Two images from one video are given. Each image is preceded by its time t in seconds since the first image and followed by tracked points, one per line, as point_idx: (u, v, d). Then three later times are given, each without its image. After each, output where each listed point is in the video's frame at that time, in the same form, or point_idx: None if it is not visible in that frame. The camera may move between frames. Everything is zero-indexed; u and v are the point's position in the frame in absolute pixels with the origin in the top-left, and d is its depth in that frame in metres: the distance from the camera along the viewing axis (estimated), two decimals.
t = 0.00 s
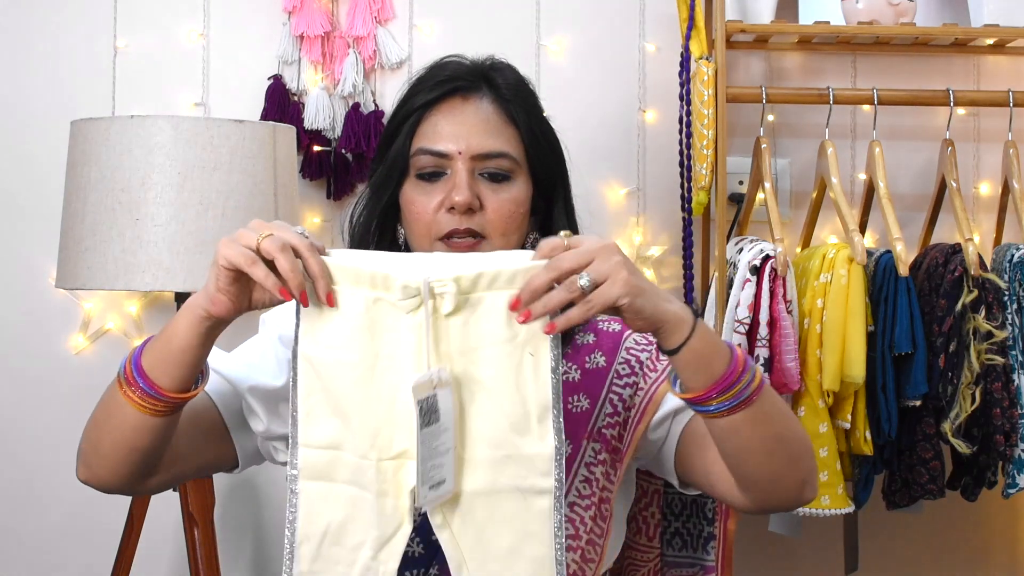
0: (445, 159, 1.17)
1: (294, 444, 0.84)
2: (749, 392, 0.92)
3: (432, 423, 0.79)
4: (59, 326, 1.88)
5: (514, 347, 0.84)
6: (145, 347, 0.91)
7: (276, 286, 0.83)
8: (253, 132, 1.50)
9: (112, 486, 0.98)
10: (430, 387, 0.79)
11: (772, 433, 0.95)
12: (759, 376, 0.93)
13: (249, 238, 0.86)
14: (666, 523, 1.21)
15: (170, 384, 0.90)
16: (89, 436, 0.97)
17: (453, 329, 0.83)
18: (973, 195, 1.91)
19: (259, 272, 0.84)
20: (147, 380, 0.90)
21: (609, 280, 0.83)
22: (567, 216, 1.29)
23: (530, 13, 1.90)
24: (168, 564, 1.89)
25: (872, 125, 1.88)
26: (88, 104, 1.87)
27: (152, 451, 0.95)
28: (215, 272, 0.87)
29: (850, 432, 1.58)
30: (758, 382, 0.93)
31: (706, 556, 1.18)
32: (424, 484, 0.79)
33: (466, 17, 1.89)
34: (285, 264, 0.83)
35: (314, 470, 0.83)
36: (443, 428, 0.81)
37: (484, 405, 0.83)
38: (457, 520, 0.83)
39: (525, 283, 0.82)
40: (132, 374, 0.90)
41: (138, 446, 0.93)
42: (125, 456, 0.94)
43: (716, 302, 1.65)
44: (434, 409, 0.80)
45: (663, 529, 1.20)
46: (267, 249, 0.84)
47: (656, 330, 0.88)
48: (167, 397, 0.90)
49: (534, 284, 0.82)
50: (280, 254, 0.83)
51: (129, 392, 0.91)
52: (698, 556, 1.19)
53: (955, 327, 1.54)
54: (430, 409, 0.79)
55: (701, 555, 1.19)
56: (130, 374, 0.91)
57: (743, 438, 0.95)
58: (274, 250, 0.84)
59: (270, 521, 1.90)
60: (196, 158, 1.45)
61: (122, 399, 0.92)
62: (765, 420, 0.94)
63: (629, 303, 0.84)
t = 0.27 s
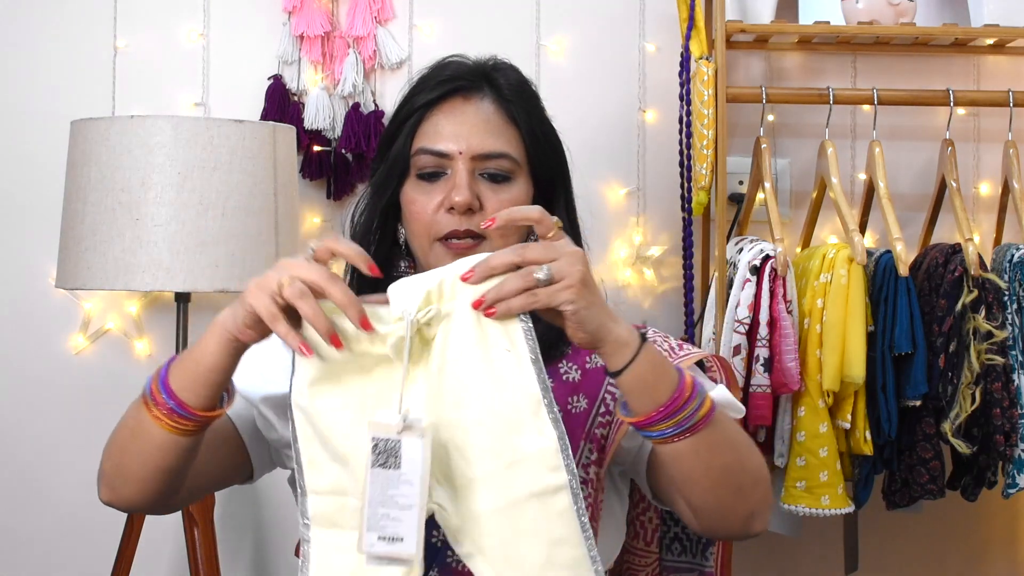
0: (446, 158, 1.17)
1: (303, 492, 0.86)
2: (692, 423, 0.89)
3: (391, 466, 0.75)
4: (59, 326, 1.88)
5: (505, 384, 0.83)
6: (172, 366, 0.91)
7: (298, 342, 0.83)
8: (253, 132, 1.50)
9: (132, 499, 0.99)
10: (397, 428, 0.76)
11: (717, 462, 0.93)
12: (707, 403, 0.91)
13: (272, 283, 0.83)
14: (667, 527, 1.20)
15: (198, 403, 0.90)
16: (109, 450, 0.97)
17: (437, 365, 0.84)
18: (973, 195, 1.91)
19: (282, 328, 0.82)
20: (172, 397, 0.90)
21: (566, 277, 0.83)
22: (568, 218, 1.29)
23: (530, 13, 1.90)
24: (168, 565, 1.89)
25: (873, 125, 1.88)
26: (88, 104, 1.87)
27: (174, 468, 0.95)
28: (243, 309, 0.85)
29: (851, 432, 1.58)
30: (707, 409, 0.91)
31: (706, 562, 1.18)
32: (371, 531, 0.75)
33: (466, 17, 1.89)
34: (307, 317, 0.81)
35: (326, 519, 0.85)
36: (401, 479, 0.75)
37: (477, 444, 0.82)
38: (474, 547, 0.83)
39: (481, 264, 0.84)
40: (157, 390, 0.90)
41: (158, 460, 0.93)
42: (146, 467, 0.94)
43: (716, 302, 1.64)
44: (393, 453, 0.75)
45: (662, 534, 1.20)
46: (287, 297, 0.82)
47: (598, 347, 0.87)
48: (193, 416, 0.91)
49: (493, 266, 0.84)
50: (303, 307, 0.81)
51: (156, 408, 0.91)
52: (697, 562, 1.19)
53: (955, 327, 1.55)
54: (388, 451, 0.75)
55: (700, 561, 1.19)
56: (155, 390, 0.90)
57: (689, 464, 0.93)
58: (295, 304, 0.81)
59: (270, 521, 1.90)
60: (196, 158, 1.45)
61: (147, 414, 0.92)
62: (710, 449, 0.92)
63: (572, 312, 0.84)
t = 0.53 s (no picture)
0: (443, 157, 1.17)
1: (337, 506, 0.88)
2: (674, 475, 0.93)
3: (395, 470, 0.83)
4: (59, 326, 1.88)
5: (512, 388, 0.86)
6: (202, 385, 0.93)
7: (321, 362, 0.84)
8: (253, 132, 1.50)
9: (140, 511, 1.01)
10: (395, 435, 0.83)
11: (698, 514, 0.96)
12: (690, 457, 0.94)
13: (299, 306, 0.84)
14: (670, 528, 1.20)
15: (221, 424, 0.92)
16: (125, 457, 0.99)
17: (441, 383, 0.85)
18: (973, 195, 1.91)
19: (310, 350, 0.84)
20: (196, 413, 0.92)
21: (576, 293, 0.88)
22: (564, 216, 1.29)
23: (530, 12, 1.90)
24: (168, 565, 1.89)
25: (873, 125, 1.88)
26: (88, 103, 1.87)
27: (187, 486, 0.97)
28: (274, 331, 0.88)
29: (851, 432, 1.58)
30: (690, 463, 0.94)
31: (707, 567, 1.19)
32: (392, 528, 0.83)
33: (466, 17, 1.89)
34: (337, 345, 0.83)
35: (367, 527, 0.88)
36: (410, 480, 0.83)
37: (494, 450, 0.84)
38: (502, 554, 0.85)
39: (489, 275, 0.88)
40: (184, 406, 0.93)
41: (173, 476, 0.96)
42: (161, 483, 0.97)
43: (716, 301, 1.64)
44: (395, 458, 0.82)
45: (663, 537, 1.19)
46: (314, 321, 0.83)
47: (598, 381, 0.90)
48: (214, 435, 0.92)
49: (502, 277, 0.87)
50: (334, 339, 0.83)
51: (178, 423, 0.94)
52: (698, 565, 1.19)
53: (955, 327, 1.55)
54: (392, 456, 0.82)
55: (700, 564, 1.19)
56: (182, 406, 0.93)
57: (672, 514, 0.95)
58: (327, 336, 0.83)
59: (270, 521, 1.90)
60: (197, 158, 1.45)
61: (169, 430, 0.94)
62: (691, 501, 0.95)
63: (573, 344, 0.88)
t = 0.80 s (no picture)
0: (446, 162, 1.17)
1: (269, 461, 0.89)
2: (677, 513, 0.96)
3: (346, 409, 0.86)
4: (59, 326, 1.88)
5: (472, 400, 0.90)
6: (212, 418, 0.97)
7: (318, 304, 0.93)
8: (253, 132, 1.50)
9: (154, 541, 1.04)
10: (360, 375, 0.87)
11: (697, 550, 0.99)
12: (692, 495, 0.97)
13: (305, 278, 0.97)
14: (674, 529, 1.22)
15: (231, 455, 0.96)
16: (139, 489, 1.03)
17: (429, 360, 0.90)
18: (973, 195, 1.91)
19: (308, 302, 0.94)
20: (207, 447, 0.96)
21: (580, 339, 0.92)
22: (569, 224, 1.29)
23: (530, 12, 1.90)
24: (168, 565, 1.89)
25: (873, 125, 1.88)
26: (88, 103, 1.87)
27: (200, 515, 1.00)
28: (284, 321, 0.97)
29: (851, 432, 1.58)
30: (692, 498, 0.97)
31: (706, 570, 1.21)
32: (316, 466, 0.86)
33: (466, 17, 1.89)
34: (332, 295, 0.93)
35: (289, 491, 0.88)
36: (353, 421, 0.86)
37: (427, 429, 0.89)
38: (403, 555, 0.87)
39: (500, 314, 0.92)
40: (195, 441, 0.96)
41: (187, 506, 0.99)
42: (173, 512, 1.00)
43: (716, 301, 1.64)
44: (349, 396, 0.87)
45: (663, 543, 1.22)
46: (317, 279, 0.95)
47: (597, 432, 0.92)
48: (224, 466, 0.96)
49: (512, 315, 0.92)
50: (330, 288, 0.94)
51: (189, 455, 0.97)
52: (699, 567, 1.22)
53: (955, 327, 1.54)
54: (344, 392, 0.87)
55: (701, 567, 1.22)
56: (193, 441, 0.96)
57: (674, 551, 0.99)
58: (327, 284, 0.94)
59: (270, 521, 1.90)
60: (197, 158, 1.45)
61: (182, 463, 0.98)
62: (693, 538, 0.98)
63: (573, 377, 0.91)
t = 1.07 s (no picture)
0: (448, 161, 1.17)
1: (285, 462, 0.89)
2: (667, 509, 0.96)
3: (359, 408, 0.87)
4: (58, 326, 1.88)
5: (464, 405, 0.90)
6: (221, 431, 0.97)
7: (326, 307, 0.93)
8: (253, 132, 1.50)
9: (166, 553, 1.04)
10: (369, 373, 0.88)
11: (689, 546, 0.99)
12: (684, 491, 0.97)
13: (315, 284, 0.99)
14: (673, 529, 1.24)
15: (241, 468, 0.95)
16: (150, 502, 1.02)
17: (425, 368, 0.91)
18: (973, 195, 1.91)
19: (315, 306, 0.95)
20: (217, 460, 0.96)
21: (547, 357, 0.90)
22: (571, 225, 1.29)
23: (530, 12, 1.90)
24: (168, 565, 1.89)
25: (873, 125, 1.88)
26: (88, 104, 1.87)
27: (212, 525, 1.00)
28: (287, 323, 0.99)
29: (851, 432, 1.58)
30: (683, 495, 0.97)
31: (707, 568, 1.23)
32: (342, 466, 0.87)
33: (466, 17, 1.89)
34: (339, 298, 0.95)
35: (306, 488, 0.89)
36: (366, 420, 0.87)
37: (438, 428, 0.90)
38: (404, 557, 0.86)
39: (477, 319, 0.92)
40: (205, 454, 0.96)
41: (198, 519, 0.99)
42: (185, 524, 1.00)
43: (716, 301, 1.64)
44: (362, 396, 0.87)
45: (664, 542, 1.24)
46: (326, 284, 0.97)
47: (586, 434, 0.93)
48: (234, 480, 0.96)
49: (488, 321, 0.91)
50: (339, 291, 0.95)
51: (199, 469, 0.97)
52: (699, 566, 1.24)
53: (955, 327, 1.54)
54: (359, 392, 0.88)
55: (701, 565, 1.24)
56: (203, 454, 0.96)
57: (667, 546, 0.98)
58: (336, 288, 0.95)
59: (270, 521, 1.89)
60: (197, 158, 1.45)
61: (192, 477, 0.98)
62: (684, 534, 0.98)
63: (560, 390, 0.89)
